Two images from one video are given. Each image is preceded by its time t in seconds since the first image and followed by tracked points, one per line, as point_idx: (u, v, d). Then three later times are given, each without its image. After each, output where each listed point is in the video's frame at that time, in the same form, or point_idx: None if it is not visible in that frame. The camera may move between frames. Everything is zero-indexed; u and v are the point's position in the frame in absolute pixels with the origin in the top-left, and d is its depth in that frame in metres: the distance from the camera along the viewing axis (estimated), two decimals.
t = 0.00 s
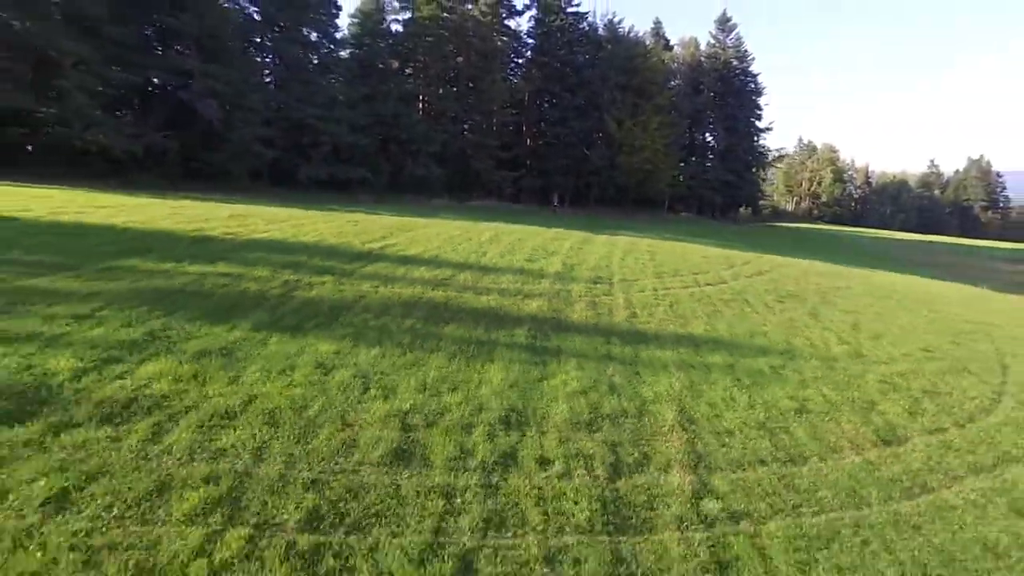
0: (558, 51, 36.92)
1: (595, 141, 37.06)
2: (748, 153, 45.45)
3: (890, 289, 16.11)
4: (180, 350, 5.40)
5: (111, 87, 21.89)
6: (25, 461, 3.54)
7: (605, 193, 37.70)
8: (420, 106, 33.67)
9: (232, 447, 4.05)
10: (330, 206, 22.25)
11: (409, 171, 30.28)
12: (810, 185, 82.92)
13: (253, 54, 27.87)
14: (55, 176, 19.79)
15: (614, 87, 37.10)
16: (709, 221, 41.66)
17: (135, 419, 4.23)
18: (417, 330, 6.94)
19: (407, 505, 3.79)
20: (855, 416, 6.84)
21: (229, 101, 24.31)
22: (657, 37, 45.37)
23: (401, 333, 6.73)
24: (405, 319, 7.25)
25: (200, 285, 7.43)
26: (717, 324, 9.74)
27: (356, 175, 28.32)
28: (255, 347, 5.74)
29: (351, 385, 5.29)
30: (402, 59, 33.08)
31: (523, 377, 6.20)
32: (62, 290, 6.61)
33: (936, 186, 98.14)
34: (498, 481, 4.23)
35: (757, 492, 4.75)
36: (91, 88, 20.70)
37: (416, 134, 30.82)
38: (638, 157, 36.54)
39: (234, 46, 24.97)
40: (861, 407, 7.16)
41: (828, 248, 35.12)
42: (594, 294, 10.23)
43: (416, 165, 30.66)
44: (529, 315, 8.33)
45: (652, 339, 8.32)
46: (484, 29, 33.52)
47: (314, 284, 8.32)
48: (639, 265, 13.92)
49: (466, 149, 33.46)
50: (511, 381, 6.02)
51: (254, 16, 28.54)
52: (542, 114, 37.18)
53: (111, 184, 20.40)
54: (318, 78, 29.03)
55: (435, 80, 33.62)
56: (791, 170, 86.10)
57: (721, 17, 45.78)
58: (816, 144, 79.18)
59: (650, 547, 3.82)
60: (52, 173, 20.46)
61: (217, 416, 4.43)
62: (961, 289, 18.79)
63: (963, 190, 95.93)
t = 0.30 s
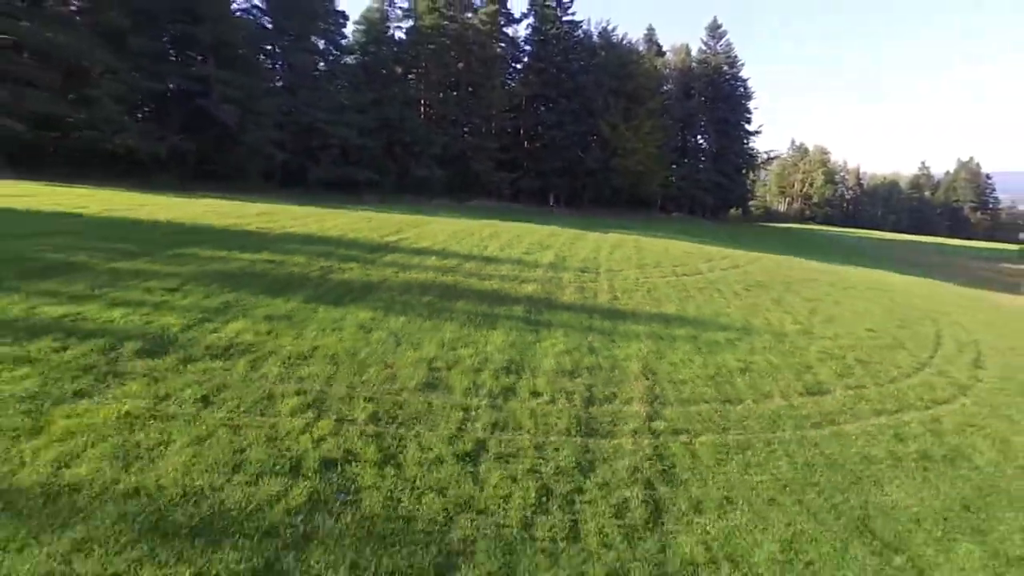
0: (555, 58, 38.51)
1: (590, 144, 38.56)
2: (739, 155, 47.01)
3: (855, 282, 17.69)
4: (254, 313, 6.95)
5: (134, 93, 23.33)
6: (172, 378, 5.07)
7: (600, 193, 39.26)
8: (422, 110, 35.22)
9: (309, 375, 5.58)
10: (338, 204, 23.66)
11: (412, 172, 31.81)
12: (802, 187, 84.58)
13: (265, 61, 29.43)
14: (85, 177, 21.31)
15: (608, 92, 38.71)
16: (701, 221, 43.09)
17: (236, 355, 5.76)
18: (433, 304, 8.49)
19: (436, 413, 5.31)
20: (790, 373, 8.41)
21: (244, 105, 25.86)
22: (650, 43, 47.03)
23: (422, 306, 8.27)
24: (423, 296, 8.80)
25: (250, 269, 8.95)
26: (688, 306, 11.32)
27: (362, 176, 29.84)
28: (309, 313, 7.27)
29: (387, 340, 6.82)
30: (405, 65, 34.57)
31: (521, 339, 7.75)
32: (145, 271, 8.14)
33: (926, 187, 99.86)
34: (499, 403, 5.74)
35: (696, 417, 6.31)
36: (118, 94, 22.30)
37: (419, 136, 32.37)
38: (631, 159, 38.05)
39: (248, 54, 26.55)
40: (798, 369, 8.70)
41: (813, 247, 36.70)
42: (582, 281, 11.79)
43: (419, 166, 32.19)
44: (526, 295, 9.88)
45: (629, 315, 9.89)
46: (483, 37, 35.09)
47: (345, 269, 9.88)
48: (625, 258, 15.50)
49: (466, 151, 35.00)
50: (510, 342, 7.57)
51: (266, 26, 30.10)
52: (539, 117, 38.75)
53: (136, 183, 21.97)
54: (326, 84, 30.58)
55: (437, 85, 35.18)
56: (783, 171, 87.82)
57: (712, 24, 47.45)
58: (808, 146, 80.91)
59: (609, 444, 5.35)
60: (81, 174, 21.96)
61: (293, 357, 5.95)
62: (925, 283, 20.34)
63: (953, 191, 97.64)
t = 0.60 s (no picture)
0: (553, 64, 40.21)
1: (587, 147, 40.21)
2: (732, 158, 48.64)
3: (826, 276, 19.37)
4: (306, 291, 8.64)
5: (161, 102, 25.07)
6: (259, 333, 6.76)
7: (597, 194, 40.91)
8: (427, 115, 36.90)
9: (357, 335, 7.26)
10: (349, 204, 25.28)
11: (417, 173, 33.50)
12: (797, 188, 86.28)
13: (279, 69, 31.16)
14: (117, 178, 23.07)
15: (605, 98, 40.47)
16: (694, 221, 44.57)
17: (300, 320, 7.43)
18: (448, 287, 10.16)
19: (455, 362, 6.97)
20: (744, 345, 10.10)
21: (260, 111, 27.57)
22: (645, 50, 48.86)
23: (438, 289, 9.95)
24: (439, 281, 10.50)
25: (291, 258, 10.58)
26: (665, 293, 13.00)
27: (370, 177, 31.52)
28: (349, 291, 8.94)
29: (413, 313, 8.48)
30: (410, 72, 35.94)
31: (521, 314, 9.44)
32: (209, 258, 9.83)
33: (920, 189, 101.51)
34: (503, 358, 7.39)
35: (659, 371, 7.99)
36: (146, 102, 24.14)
37: (424, 140, 34.07)
38: (626, 161, 39.66)
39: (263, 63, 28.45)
40: (753, 343, 10.35)
41: (800, 247, 38.37)
42: (574, 271, 13.49)
43: (423, 168, 33.89)
44: (526, 282, 11.57)
45: (613, 299, 11.59)
46: (485, 45, 36.84)
47: (370, 259, 11.58)
48: (613, 253, 17.21)
49: (469, 154, 36.66)
50: (512, 316, 9.25)
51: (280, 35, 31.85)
52: (538, 121, 40.44)
53: (164, 184, 23.77)
54: (336, 89, 32.27)
55: (441, 91, 36.85)
56: (778, 173, 89.56)
57: (705, 31, 49.24)
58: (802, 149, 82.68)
59: (588, 387, 7.00)
60: (113, 176, 23.68)
61: (342, 322, 7.62)
62: (894, 279, 21.98)
63: (945, 193, 99.22)
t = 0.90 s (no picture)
0: (555, 71, 41.94)
1: (587, 151, 41.87)
2: (728, 161, 50.10)
3: (805, 273, 21.02)
4: (343, 277, 10.35)
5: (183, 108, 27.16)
6: (313, 307, 8.46)
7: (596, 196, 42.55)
8: (434, 120, 38.64)
9: (390, 310, 8.95)
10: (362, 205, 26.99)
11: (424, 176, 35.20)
12: (795, 190, 87.76)
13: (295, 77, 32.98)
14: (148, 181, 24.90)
15: (605, 103, 42.17)
16: (692, 222, 46.08)
17: (343, 299, 9.14)
18: (461, 276, 11.88)
19: (470, 332, 8.66)
20: (715, 326, 11.79)
21: (278, 117, 29.36)
22: (644, 57, 50.59)
23: (453, 277, 11.66)
24: (453, 271, 12.21)
25: (325, 251, 12.27)
26: (651, 284, 14.70)
27: (380, 179, 33.22)
28: (379, 278, 10.67)
29: (433, 295, 10.19)
30: (419, 79, 37.90)
31: (523, 298, 11.16)
32: (258, 250, 11.59)
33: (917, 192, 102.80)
34: (508, 330, 9.06)
35: (638, 343, 9.69)
36: (174, 109, 25.97)
37: (430, 144, 35.77)
38: (624, 164, 41.30)
39: (281, 72, 30.49)
40: (723, 325, 12.02)
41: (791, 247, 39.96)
42: (571, 265, 15.19)
43: (430, 171, 35.58)
44: (528, 273, 13.28)
45: (604, 288, 13.28)
46: (490, 53, 38.53)
47: (392, 252, 13.31)
48: (608, 249, 18.92)
49: (474, 157, 38.36)
50: (516, 299, 10.96)
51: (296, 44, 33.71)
52: (540, 125, 42.13)
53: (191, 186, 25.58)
54: (348, 96, 34.05)
55: (447, 97, 38.58)
56: (777, 175, 91.08)
57: (702, 38, 50.88)
58: (800, 152, 84.22)
59: (578, 352, 8.70)
60: (142, 178, 25.56)
61: (377, 301, 9.31)
62: (872, 276, 23.55)
63: (942, 195, 100.46)
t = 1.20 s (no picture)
0: (558, 77, 43.75)
1: (588, 154, 43.59)
2: (726, 163, 51.43)
3: (788, 269, 22.73)
4: (372, 267, 12.11)
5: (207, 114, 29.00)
6: (352, 290, 10.21)
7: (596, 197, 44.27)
8: (441, 124, 40.46)
9: (414, 293, 10.70)
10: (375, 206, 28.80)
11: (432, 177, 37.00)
12: (794, 191, 89.23)
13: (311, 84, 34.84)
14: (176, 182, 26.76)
15: (606, 108, 43.87)
16: (689, 223, 47.66)
17: (375, 284, 10.88)
18: (472, 268, 13.64)
19: (481, 311, 10.41)
20: (693, 311, 13.53)
21: (296, 122, 31.17)
22: (644, 63, 52.44)
23: (465, 268, 13.43)
24: (465, 263, 13.97)
25: (352, 246, 14.01)
26: (641, 276, 16.45)
27: (391, 181, 35.02)
28: (402, 268, 12.45)
29: (449, 282, 11.95)
30: (427, 85, 39.59)
31: (526, 285, 12.92)
32: (296, 244, 13.38)
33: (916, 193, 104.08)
34: (514, 310, 10.78)
35: (623, 322, 11.44)
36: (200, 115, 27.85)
37: (438, 147, 37.55)
38: (624, 167, 43.03)
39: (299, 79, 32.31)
40: (701, 311, 13.75)
41: (785, 246, 41.58)
42: (569, 259, 16.94)
43: (438, 173, 37.36)
44: (530, 266, 15.04)
45: (598, 279, 15.03)
46: (495, 60, 40.24)
47: (411, 247, 15.08)
48: (604, 246, 20.67)
49: (479, 160, 40.14)
50: (520, 286, 12.72)
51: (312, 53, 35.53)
52: (543, 129, 43.87)
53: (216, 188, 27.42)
54: (360, 101, 35.88)
55: (454, 102, 40.38)
56: (777, 176, 92.55)
57: (700, 45, 52.57)
58: (798, 153, 85.70)
59: (571, 328, 10.45)
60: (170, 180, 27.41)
61: (402, 286, 11.06)
62: (853, 273, 25.16)
63: (941, 197, 101.72)
